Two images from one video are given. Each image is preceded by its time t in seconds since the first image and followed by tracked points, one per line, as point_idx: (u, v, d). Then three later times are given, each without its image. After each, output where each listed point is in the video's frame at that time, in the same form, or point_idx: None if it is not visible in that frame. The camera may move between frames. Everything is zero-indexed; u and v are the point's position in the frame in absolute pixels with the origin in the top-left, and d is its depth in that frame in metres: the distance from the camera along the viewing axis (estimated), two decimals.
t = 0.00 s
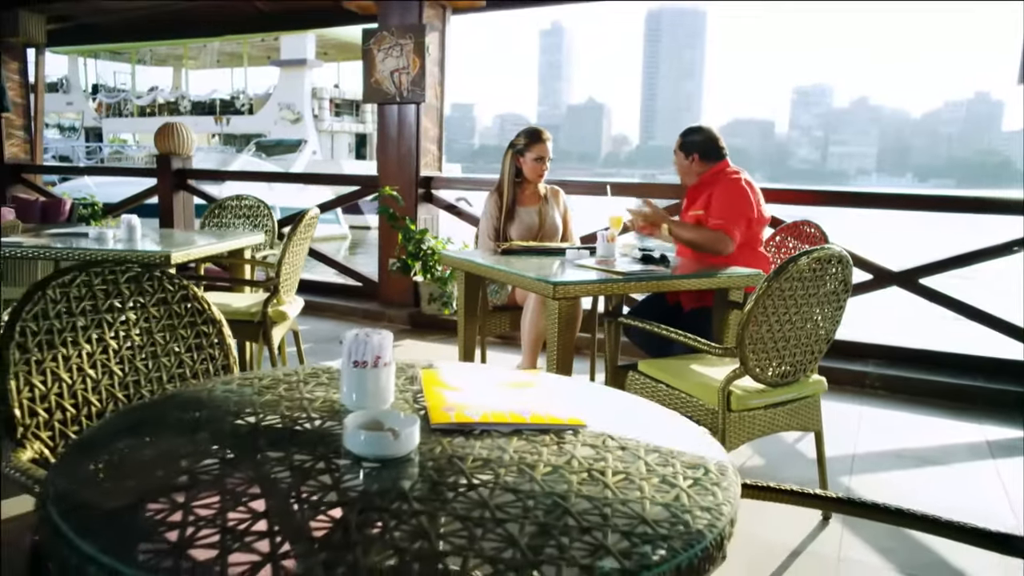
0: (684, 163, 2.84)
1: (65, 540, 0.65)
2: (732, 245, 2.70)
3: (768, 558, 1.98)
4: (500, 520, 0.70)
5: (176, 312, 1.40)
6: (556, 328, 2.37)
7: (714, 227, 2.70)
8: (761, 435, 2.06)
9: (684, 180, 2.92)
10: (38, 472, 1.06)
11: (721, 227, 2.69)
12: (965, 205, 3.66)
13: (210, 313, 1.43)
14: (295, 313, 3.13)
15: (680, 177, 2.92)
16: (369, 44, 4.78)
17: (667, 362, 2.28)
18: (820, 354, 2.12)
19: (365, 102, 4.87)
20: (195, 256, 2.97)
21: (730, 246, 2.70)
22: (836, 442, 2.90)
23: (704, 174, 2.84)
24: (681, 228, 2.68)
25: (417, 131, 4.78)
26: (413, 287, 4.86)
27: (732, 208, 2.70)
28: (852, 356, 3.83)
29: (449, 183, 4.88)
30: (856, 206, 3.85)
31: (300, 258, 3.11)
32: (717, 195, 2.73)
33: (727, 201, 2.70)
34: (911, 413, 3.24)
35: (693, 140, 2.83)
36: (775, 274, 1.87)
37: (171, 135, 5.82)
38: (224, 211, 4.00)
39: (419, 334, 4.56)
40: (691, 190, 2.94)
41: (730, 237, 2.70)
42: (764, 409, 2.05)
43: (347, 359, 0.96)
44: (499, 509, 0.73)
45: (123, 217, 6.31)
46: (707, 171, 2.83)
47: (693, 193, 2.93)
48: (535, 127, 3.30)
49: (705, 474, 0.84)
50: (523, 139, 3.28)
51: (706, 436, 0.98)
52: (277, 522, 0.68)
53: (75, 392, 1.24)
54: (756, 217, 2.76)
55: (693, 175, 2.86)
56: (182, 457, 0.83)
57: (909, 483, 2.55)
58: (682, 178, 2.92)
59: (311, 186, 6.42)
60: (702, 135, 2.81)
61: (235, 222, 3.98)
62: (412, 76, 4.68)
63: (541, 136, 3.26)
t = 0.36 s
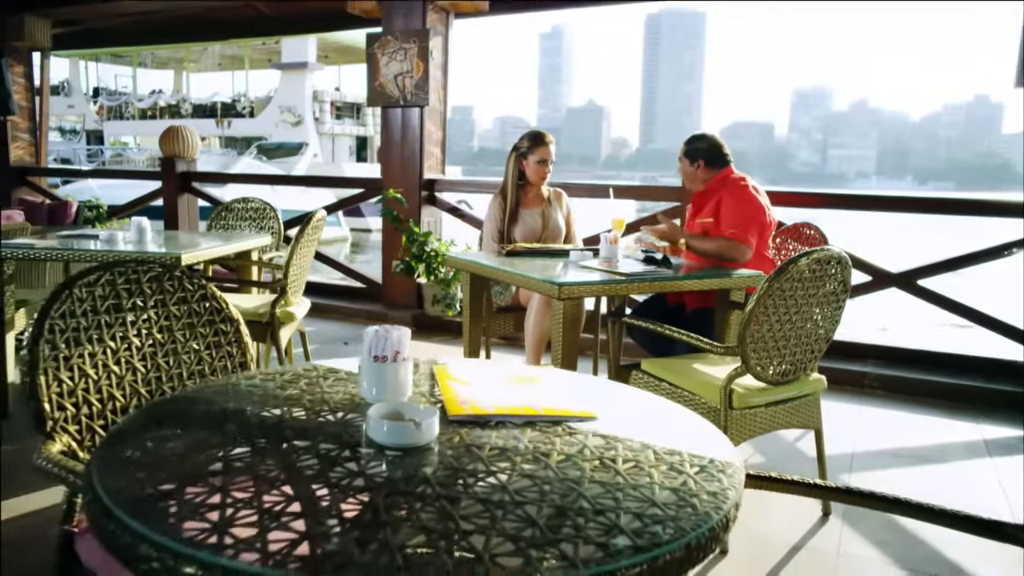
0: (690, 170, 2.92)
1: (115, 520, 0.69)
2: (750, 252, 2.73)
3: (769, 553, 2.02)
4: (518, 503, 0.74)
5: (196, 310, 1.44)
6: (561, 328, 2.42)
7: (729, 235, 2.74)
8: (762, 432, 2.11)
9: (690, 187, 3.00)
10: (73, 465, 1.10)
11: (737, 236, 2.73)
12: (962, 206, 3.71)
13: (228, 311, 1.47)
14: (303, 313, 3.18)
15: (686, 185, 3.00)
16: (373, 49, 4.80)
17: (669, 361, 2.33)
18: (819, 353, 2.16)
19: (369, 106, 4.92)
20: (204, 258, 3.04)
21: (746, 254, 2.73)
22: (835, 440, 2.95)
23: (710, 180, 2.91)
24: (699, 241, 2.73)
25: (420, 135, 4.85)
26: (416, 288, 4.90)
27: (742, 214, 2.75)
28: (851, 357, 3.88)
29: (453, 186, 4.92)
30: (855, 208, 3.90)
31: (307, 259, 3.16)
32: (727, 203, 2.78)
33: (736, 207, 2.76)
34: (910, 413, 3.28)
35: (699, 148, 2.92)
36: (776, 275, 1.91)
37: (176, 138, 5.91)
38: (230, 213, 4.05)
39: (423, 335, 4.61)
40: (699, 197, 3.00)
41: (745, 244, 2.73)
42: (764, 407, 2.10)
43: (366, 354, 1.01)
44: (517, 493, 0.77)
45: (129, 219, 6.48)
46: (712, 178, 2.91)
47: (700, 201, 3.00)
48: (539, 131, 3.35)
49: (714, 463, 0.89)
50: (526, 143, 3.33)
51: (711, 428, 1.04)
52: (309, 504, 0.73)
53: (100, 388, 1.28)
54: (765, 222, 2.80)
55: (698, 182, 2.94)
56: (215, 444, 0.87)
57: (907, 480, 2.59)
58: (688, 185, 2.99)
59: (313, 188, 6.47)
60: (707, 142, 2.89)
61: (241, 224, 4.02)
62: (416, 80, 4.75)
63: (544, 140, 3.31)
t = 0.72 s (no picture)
0: (695, 167, 2.93)
1: (157, 500, 0.73)
2: (738, 249, 2.77)
3: (770, 547, 2.07)
4: (535, 487, 0.79)
5: (214, 307, 1.48)
6: (566, 326, 2.47)
7: (721, 230, 2.78)
8: (762, 428, 2.15)
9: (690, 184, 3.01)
10: (102, 454, 1.14)
11: (727, 231, 2.77)
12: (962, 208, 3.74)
13: (244, 309, 1.52)
14: (310, 313, 3.22)
15: (687, 181, 3.02)
16: (377, 52, 4.86)
17: (671, 360, 2.37)
18: (819, 352, 2.20)
19: (374, 108, 4.97)
20: (212, 258, 3.09)
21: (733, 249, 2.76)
22: (835, 438, 2.99)
23: (712, 179, 2.93)
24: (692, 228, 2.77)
25: (424, 137, 4.88)
26: (419, 289, 4.94)
27: (739, 214, 2.79)
28: (850, 356, 3.92)
29: (457, 187, 4.97)
30: (855, 209, 3.94)
31: (314, 260, 3.19)
32: (724, 200, 2.82)
33: (735, 205, 2.79)
34: (908, 411, 3.33)
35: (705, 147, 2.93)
36: (777, 274, 1.96)
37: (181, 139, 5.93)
38: (236, 214, 4.08)
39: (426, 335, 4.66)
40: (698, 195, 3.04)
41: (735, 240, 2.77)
42: (765, 403, 2.14)
43: (385, 348, 1.06)
44: (533, 477, 0.81)
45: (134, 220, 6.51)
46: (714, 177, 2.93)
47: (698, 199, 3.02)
48: (542, 132, 3.39)
49: (717, 449, 0.94)
50: (529, 144, 3.37)
51: (713, 417, 1.09)
52: (339, 488, 0.77)
53: (124, 382, 1.32)
54: (760, 224, 2.83)
55: (701, 180, 2.96)
56: (245, 433, 0.91)
57: (906, 477, 2.64)
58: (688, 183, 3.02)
59: (317, 189, 6.50)
60: (716, 142, 2.91)
61: (247, 225, 4.07)
62: (419, 82, 4.78)
63: (547, 141, 3.35)
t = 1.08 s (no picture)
0: (688, 164, 2.97)
1: (198, 484, 0.78)
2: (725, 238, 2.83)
3: (771, 541, 2.11)
4: (552, 472, 0.84)
5: (232, 306, 1.53)
6: (571, 325, 2.52)
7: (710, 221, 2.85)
8: (763, 426, 2.20)
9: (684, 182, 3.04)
10: (130, 446, 1.19)
11: (714, 221, 2.84)
12: (960, 210, 3.79)
13: (261, 308, 1.57)
14: (317, 313, 3.27)
15: (679, 179, 3.06)
16: (381, 55, 4.92)
17: (674, 359, 2.42)
18: (818, 351, 2.25)
19: (377, 111, 5.02)
20: (221, 259, 3.13)
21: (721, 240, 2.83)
22: (834, 436, 3.04)
23: (704, 177, 2.98)
24: (688, 220, 2.88)
25: (428, 139, 4.93)
26: (423, 290, 4.99)
27: (727, 208, 2.83)
28: (850, 356, 3.97)
29: (460, 189, 5.03)
30: (854, 211, 3.99)
31: (321, 261, 3.24)
32: (714, 194, 2.87)
33: (723, 199, 2.84)
34: (906, 410, 3.37)
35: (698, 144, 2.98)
36: (777, 274, 2.00)
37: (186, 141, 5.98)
38: (243, 216, 4.14)
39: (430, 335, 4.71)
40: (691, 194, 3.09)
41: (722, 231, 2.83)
42: (766, 401, 2.18)
43: (403, 344, 1.10)
44: (549, 464, 0.86)
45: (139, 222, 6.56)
46: (706, 175, 2.98)
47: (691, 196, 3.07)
48: (544, 135, 3.44)
49: (721, 437, 0.99)
50: (531, 146, 3.42)
51: (715, 408, 1.14)
52: (366, 473, 0.81)
53: (146, 377, 1.37)
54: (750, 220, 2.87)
55: (693, 179, 3.00)
56: (273, 423, 0.96)
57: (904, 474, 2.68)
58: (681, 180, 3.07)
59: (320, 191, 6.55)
60: (710, 141, 2.96)
61: (253, 227, 4.12)
62: (423, 85, 4.82)
63: (549, 143, 3.40)
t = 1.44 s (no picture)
0: (691, 166, 3.03)
1: (234, 470, 0.83)
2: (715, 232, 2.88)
3: (772, 536, 2.16)
4: (566, 460, 0.88)
5: (249, 305, 1.58)
6: (576, 325, 2.56)
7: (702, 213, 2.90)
8: (764, 423, 2.24)
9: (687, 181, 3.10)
10: (155, 438, 1.23)
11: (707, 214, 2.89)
12: (959, 212, 3.83)
13: (277, 306, 1.61)
14: (324, 313, 3.32)
15: (682, 179, 3.11)
16: (385, 59, 4.97)
17: (677, 358, 2.46)
18: (818, 350, 2.30)
19: (381, 114, 5.07)
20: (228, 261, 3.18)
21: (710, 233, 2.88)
22: (834, 434, 3.09)
23: (706, 178, 3.03)
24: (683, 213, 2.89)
25: (431, 142, 4.97)
26: (426, 291, 5.04)
27: (725, 204, 2.89)
28: (850, 357, 4.02)
29: (464, 192, 5.09)
30: (854, 213, 4.04)
31: (328, 262, 3.28)
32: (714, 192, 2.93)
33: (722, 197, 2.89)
34: (905, 409, 3.42)
35: (702, 146, 3.03)
36: (779, 274, 2.05)
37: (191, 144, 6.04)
38: (249, 218, 4.19)
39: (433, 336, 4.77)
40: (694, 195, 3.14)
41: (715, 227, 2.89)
42: (766, 399, 2.23)
43: (421, 339, 1.16)
44: (563, 452, 0.91)
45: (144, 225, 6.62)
46: (710, 176, 3.03)
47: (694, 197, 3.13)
48: (548, 137, 3.49)
49: (726, 429, 1.03)
50: (535, 149, 3.47)
51: (720, 401, 1.19)
52: (391, 460, 0.86)
53: (168, 374, 1.41)
54: (750, 221, 2.92)
55: (695, 180, 3.06)
56: (298, 414, 1.01)
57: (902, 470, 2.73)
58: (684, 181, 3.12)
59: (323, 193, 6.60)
60: (714, 143, 3.02)
61: (259, 228, 4.17)
62: (427, 89, 4.87)
63: (552, 145, 3.45)
